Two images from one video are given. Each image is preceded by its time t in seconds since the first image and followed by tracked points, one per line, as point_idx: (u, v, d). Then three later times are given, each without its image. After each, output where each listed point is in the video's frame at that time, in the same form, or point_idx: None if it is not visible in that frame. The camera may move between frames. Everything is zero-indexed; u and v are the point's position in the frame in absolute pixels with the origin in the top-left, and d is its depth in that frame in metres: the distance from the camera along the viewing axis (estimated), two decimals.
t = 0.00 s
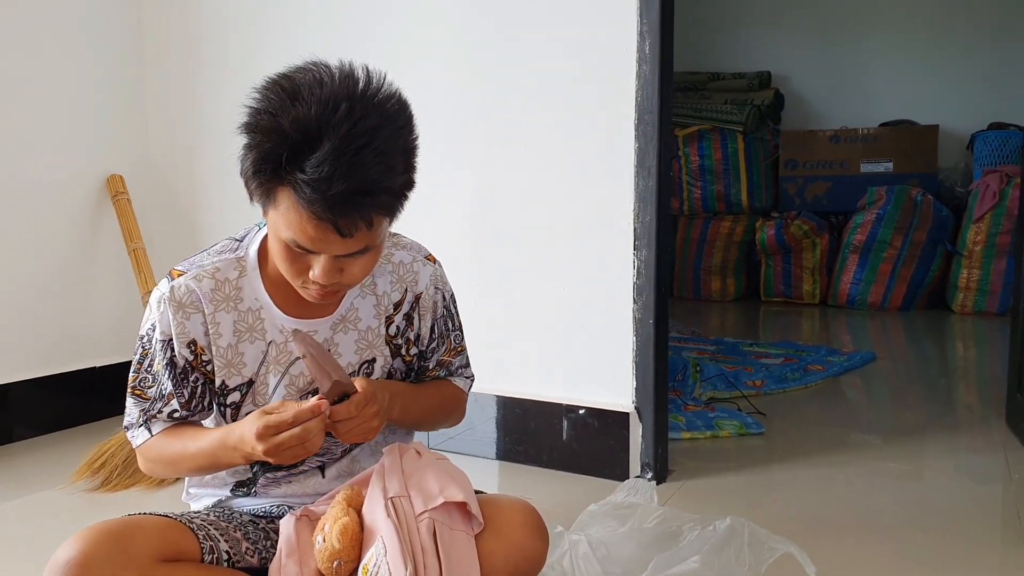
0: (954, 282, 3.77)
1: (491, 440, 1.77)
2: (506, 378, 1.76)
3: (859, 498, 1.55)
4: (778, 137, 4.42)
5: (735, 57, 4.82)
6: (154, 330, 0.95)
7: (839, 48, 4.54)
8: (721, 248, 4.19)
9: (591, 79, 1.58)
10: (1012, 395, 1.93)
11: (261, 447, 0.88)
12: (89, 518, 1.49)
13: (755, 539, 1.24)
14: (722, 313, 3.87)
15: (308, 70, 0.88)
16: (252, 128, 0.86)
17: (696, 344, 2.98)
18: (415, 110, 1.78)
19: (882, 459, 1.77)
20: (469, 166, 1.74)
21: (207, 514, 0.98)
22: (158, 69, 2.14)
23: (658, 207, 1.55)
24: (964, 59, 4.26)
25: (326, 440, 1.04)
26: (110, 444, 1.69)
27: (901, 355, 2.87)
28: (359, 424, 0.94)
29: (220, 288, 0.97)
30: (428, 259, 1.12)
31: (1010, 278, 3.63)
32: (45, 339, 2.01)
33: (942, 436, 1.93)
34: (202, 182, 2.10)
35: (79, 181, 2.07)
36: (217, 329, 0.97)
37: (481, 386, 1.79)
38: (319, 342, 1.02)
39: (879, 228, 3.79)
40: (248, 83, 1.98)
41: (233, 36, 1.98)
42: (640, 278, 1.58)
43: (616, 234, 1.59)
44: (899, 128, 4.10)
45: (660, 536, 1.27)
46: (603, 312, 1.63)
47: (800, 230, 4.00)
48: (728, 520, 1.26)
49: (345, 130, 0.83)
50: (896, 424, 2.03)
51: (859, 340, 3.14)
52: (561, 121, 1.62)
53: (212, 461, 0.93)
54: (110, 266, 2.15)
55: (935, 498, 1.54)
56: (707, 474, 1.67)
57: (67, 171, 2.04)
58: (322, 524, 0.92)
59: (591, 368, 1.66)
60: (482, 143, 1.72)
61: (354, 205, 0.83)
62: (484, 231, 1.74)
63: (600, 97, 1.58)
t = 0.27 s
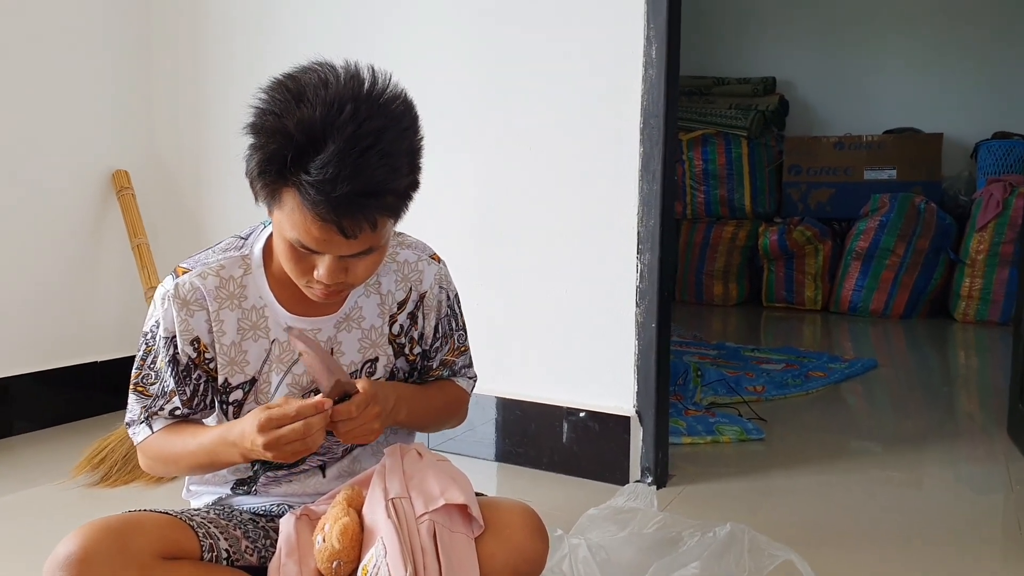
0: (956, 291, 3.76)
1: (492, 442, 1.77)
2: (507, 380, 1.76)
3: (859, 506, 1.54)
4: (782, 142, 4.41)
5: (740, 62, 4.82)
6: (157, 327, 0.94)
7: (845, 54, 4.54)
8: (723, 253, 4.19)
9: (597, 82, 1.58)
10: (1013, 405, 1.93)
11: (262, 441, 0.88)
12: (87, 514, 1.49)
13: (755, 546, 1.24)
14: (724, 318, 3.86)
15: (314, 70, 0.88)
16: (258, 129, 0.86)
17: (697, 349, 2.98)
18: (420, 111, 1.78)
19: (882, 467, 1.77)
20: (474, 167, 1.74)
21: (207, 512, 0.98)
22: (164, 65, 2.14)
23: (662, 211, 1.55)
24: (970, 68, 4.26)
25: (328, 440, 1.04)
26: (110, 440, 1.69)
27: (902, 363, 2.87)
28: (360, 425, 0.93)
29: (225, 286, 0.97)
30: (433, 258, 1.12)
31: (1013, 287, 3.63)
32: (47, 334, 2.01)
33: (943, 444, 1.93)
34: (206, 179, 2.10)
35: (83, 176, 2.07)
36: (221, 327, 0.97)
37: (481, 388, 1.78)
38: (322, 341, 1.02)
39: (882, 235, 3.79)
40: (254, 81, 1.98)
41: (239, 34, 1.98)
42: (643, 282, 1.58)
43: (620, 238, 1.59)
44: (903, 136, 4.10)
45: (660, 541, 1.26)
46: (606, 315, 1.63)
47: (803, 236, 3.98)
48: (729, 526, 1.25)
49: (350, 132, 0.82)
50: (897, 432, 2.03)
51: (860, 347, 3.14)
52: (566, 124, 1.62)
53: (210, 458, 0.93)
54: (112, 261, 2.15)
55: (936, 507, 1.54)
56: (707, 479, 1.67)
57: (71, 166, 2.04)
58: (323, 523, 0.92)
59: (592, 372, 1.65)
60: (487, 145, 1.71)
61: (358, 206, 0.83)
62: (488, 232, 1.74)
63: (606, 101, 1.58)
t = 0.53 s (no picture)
0: (959, 299, 3.77)
1: (495, 447, 1.78)
2: (511, 385, 1.77)
3: (861, 513, 1.55)
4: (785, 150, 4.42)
5: (744, 70, 4.83)
6: (165, 331, 0.96)
7: (848, 63, 4.55)
8: (727, 260, 4.20)
9: (602, 90, 1.59)
10: (1015, 414, 1.93)
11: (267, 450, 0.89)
12: (94, 516, 1.50)
13: (757, 552, 1.25)
14: (727, 325, 3.87)
15: (323, 77, 0.89)
16: (267, 134, 0.87)
17: (700, 355, 2.98)
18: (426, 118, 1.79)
19: (884, 475, 1.77)
20: (478, 174, 1.75)
21: (213, 514, 0.99)
22: (173, 71, 2.16)
23: (666, 218, 1.55)
24: (973, 77, 4.27)
25: (333, 445, 1.04)
26: (116, 443, 1.70)
27: (905, 371, 2.87)
28: (365, 426, 0.94)
29: (233, 291, 0.98)
30: (438, 266, 1.13)
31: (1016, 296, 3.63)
32: (54, 336, 2.03)
33: (944, 453, 1.93)
34: (213, 184, 2.11)
35: (91, 180, 2.09)
36: (229, 331, 0.98)
37: (485, 393, 1.79)
38: (328, 346, 1.03)
39: (885, 243, 3.79)
40: (262, 87, 2.00)
41: (247, 41, 2.00)
42: (646, 289, 1.58)
43: (623, 245, 1.60)
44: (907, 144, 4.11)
45: (662, 547, 1.27)
46: (609, 322, 1.63)
47: (806, 244, 3.98)
48: (730, 534, 1.28)
49: (358, 138, 0.84)
50: (899, 440, 2.03)
51: (863, 355, 3.14)
52: (571, 132, 1.63)
53: (216, 461, 0.94)
54: (119, 265, 2.17)
55: (938, 516, 1.54)
56: (710, 486, 1.68)
57: (79, 170, 2.06)
58: (327, 526, 0.93)
59: (595, 378, 1.66)
60: (493, 152, 1.73)
61: (366, 211, 0.84)
62: (492, 239, 1.75)
63: (610, 109, 1.59)
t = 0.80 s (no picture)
0: (957, 300, 3.77)
1: (493, 447, 1.78)
2: (509, 385, 1.77)
3: (858, 513, 1.55)
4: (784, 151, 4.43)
5: (742, 71, 4.84)
6: (162, 332, 0.96)
7: (847, 63, 4.55)
8: (725, 261, 4.20)
9: (599, 90, 1.59)
10: (1012, 413, 1.93)
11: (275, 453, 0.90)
12: (91, 517, 1.49)
13: (753, 551, 1.24)
14: (725, 325, 3.87)
15: (323, 77, 0.89)
16: (267, 134, 0.87)
17: (698, 356, 2.98)
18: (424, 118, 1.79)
19: (881, 475, 1.77)
20: (476, 174, 1.75)
21: (208, 515, 0.98)
22: (171, 71, 2.16)
23: (663, 218, 1.55)
24: (971, 78, 4.28)
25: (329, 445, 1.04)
26: (113, 444, 1.70)
27: (903, 371, 2.87)
28: (362, 428, 0.94)
29: (229, 292, 0.98)
30: (436, 267, 1.13)
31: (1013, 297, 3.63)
32: (51, 337, 2.02)
33: (942, 452, 1.93)
34: (211, 184, 2.11)
35: (89, 181, 2.08)
36: (224, 332, 0.98)
37: (483, 393, 1.79)
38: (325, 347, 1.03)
39: (883, 245, 3.77)
40: (260, 88, 2.00)
41: (246, 41, 2.00)
42: (643, 288, 1.59)
43: (620, 245, 1.60)
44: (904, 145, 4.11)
45: (659, 547, 1.27)
46: (606, 321, 1.63)
47: (805, 244, 3.98)
48: (726, 533, 1.28)
49: (358, 137, 0.84)
50: (897, 440, 2.03)
51: (860, 355, 3.14)
52: (569, 131, 1.63)
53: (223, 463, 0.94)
54: (116, 265, 2.17)
55: (935, 515, 1.54)
56: (707, 486, 1.68)
57: (76, 170, 2.06)
58: (323, 526, 0.93)
59: (593, 378, 1.66)
60: (490, 152, 1.73)
61: (365, 210, 0.84)
62: (490, 238, 1.75)
63: (608, 109, 1.59)
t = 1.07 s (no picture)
0: (948, 296, 3.78)
1: (486, 449, 1.77)
2: (502, 387, 1.76)
3: (851, 510, 1.55)
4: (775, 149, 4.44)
5: (733, 69, 4.85)
6: (151, 335, 0.95)
7: (837, 61, 4.56)
8: (717, 259, 4.20)
9: (590, 90, 1.59)
10: (1003, 409, 1.94)
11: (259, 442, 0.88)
12: (80, 523, 1.48)
13: (747, 551, 1.24)
14: (718, 324, 3.87)
15: (314, 76, 0.89)
16: (258, 134, 0.87)
17: (691, 355, 2.99)
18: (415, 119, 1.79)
19: (874, 472, 1.78)
20: (467, 176, 1.75)
21: (199, 520, 0.97)
22: (159, 74, 2.15)
23: (655, 217, 1.55)
24: (960, 74, 4.29)
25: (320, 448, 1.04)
26: (102, 449, 1.69)
27: (895, 368, 2.88)
28: (351, 426, 0.93)
29: (218, 294, 0.98)
30: (427, 268, 1.13)
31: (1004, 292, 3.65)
32: (40, 342, 2.01)
33: (934, 449, 1.94)
34: (200, 187, 2.10)
35: (77, 184, 2.07)
36: (213, 334, 0.97)
37: (476, 395, 1.79)
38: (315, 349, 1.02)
39: (874, 241, 3.79)
40: (249, 90, 1.99)
41: (234, 43, 1.99)
42: (635, 288, 1.58)
43: (612, 245, 1.60)
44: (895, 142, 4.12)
45: (652, 547, 1.27)
46: (599, 321, 1.63)
47: (797, 242, 3.99)
48: (720, 532, 1.27)
49: (351, 137, 0.83)
50: (889, 437, 2.04)
51: (853, 352, 3.15)
52: (559, 132, 1.63)
53: (210, 462, 0.93)
54: (105, 269, 2.15)
55: (928, 512, 1.54)
56: (701, 485, 1.67)
57: (64, 174, 2.04)
58: (314, 531, 0.93)
59: (585, 378, 1.66)
60: (481, 153, 1.72)
61: (358, 210, 0.83)
62: (482, 240, 1.75)
63: (598, 109, 1.59)
